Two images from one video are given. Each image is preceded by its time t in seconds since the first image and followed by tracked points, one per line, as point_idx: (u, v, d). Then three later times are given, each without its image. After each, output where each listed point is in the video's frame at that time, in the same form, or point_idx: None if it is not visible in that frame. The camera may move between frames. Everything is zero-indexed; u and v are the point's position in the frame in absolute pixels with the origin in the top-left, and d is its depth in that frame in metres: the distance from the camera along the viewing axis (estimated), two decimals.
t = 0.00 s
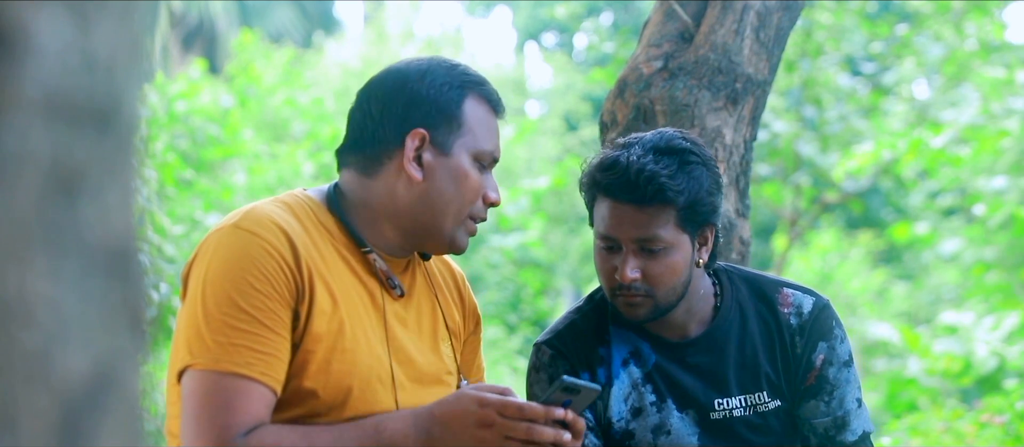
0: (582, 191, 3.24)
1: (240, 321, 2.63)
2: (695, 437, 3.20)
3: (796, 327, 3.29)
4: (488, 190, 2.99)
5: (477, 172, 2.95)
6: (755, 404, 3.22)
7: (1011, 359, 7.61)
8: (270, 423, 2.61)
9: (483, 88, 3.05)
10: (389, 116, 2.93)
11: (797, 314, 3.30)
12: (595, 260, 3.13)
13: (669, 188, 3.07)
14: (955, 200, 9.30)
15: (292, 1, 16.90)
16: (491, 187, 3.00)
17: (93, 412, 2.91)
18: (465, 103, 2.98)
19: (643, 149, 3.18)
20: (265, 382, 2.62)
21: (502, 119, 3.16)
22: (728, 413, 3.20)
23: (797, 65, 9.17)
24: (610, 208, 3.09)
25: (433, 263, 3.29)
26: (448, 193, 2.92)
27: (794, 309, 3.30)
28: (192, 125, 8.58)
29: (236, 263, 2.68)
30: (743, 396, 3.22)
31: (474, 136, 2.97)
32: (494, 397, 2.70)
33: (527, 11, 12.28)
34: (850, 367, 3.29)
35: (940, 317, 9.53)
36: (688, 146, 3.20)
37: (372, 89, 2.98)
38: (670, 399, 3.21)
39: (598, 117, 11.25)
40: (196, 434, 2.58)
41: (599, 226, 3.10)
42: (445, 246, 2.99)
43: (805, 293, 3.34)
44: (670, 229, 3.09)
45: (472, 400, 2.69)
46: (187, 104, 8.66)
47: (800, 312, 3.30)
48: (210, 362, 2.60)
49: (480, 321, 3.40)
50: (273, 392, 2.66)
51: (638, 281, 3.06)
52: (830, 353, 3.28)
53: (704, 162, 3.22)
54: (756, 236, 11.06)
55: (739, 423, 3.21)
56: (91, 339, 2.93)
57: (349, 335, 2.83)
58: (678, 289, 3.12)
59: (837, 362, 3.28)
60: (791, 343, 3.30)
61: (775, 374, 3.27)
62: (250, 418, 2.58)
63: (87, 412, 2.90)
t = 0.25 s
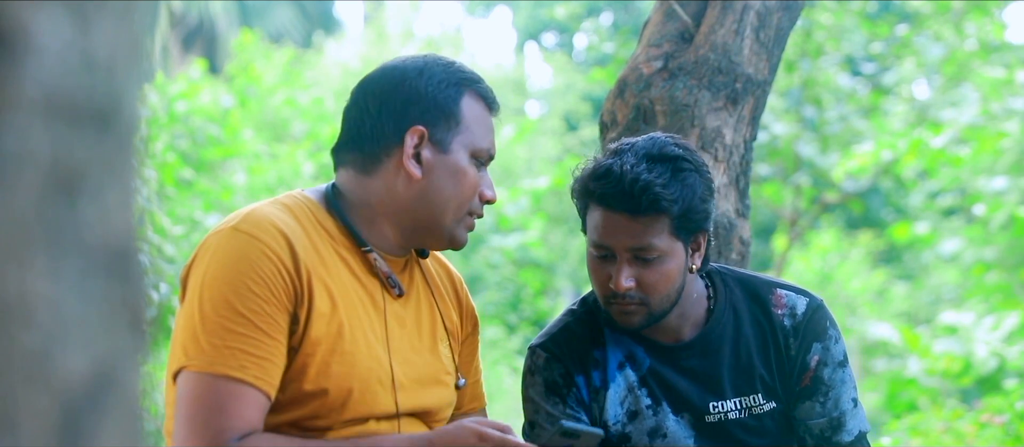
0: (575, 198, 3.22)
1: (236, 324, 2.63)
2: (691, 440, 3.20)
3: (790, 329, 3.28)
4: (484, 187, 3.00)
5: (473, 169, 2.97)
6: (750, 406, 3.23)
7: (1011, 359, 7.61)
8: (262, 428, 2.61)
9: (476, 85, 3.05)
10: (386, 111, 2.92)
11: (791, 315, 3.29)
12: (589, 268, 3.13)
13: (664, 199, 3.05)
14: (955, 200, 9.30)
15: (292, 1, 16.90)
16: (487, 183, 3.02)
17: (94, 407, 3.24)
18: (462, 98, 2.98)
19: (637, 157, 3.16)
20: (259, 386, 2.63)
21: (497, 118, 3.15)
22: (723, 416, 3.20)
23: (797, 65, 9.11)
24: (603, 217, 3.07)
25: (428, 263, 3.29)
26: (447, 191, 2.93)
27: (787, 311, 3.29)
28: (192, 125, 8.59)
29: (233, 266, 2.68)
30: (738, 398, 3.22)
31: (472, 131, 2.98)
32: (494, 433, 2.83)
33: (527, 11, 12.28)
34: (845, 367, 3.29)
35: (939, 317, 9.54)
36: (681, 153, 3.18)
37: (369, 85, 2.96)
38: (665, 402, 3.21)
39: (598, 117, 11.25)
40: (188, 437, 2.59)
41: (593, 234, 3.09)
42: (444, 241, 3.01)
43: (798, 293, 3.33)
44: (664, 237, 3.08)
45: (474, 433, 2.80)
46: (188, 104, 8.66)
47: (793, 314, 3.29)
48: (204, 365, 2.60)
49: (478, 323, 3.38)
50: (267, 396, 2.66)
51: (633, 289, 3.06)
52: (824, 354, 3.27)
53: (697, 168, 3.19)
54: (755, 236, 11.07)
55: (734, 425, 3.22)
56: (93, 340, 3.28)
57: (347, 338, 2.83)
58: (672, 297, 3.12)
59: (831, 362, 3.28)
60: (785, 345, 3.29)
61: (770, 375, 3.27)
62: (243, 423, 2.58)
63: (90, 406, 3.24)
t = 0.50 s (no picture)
0: (573, 200, 3.16)
1: (233, 324, 2.64)
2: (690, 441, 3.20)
3: (788, 329, 3.28)
4: (485, 192, 2.99)
5: (475, 174, 2.96)
6: (748, 408, 3.23)
7: (1011, 359, 7.61)
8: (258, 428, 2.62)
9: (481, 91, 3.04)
10: (388, 115, 2.92)
11: (789, 316, 3.29)
12: (587, 271, 3.08)
13: (664, 203, 3.02)
14: (955, 200, 9.30)
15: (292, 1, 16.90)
16: (488, 188, 3.01)
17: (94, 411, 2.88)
18: (465, 105, 2.97)
19: (636, 160, 3.11)
20: (256, 386, 2.63)
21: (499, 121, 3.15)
22: (722, 417, 3.21)
23: (797, 65, 9.13)
24: (602, 221, 3.02)
25: (427, 263, 3.28)
26: (448, 197, 2.93)
27: (785, 312, 3.29)
28: (192, 125, 8.60)
29: (232, 266, 2.68)
30: (736, 399, 3.22)
31: (475, 137, 2.97)
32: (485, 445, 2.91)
33: (527, 11, 12.28)
34: (843, 368, 3.29)
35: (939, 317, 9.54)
36: (680, 156, 3.13)
37: (373, 86, 2.96)
38: (664, 404, 3.21)
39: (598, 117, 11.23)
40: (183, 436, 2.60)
41: (591, 238, 3.04)
42: (443, 245, 3.00)
43: (796, 294, 3.32)
44: (664, 242, 3.05)
45: None
46: (188, 104, 8.67)
47: (791, 314, 3.29)
48: (201, 364, 2.61)
49: (478, 322, 3.36)
50: (264, 396, 2.66)
51: (632, 293, 3.03)
52: (823, 355, 3.27)
53: (696, 172, 3.15)
54: (755, 236, 11.07)
55: (732, 426, 3.22)
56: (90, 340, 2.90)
57: (346, 338, 2.83)
58: (671, 300, 3.10)
59: (830, 363, 3.27)
60: (783, 346, 3.29)
61: (767, 376, 3.27)
62: (240, 424, 2.59)
63: (87, 412, 2.87)
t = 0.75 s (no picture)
0: (612, 175, 3.17)
1: (245, 321, 2.64)
2: (687, 437, 3.20)
3: (792, 326, 3.29)
4: (490, 198, 2.98)
5: (480, 181, 2.95)
6: (749, 402, 3.23)
7: (1011, 359, 7.61)
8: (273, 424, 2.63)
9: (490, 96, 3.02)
10: (394, 122, 2.91)
11: (794, 313, 3.29)
12: (621, 247, 3.10)
13: (710, 184, 3.05)
14: (955, 200, 9.30)
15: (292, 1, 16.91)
16: (492, 194, 2.99)
17: (94, 411, 2.77)
18: (472, 112, 2.96)
19: (680, 140, 3.12)
20: (269, 383, 2.65)
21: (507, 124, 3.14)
22: (722, 411, 3.21)
23: (797, 65, 9.19)
24: (646, 198, 3.05)
25: (432, 263, 3.28)
26: (454, 204, 2.92)
27: (791, 307, 3.30)
28: (192, 125, 8.62)
29: (242, 264, 2.69)
30: (738, 393, 3.22)
31: (480, 146, 2.95)
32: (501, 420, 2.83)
33: (527, 11, 12.29)
34: (843, 366, 3.32)
35: (939, 317, 9.54)
36: (723, 140, 3.16)
37: (379, 92, 2.95)
38: (666, 398, 3.20)
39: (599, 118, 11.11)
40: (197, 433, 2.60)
41: (632, 214, 3.06)
42: (445, 250, 2.99)
43: (800, 291, 3.33)
44: (705, 223, 3.08)
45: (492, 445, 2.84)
46: (187, 104, 8.68)
47: (797, 311, 3.29)
48: (214, 361, 2.61)
49: (479, 319, 3.37)
50: (276, 393, 2.68)
51: (669, 272, 3.05)
52: (825, 352, 3.29)
53: (736, 158, 3.18)
54: (756, 236, 11.06)
55: (731, 421, 3.22)
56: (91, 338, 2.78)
57: (354, 335, 2.84)
58: (705, 282, 3.13)
59: (832, 361, 3.30)
60: (788, 341, 3.30)
61: (771, 371, 3.27)
62: (253, 420, 2.60)
63: (86, 412, 2.76)
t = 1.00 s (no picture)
0: (652, 151, 3.22)
1: (282, 312, 2.64)
2: (700, 420, 3.19)
3: (798, 325, 3.37)
4: (496, 197, 2.97)
5: (488, 181, 2.93)
6: (756, 393, 3.25)
7: (1011, 359, 7.62)
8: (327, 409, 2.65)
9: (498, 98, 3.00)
10: (399, 125, 2.87)
11: (798, 313, 3.38)
12: (654, 220, 3.12)
13: (749, 162, 3.10)
14: (955, 200, 9.30)
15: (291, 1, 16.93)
16: (499, 194, 2.98)
17: (95, 420, 2.36)
18: (478, 114, 2.94)
19: (723, 121, 3.18)
20: (315, 370, 2.66)
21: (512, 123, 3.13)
22: (734, 397, 3.22)
23: (797, 65, 9.16)
24: (685, 171, 3.10)
25: (439, 263, 3.28)
26: (461, 205, 2.90)
27: (796, 307, 3.38)
28: (192, 125, 8.61)
29: (269, 257, 2.68)
30: (748, 382, 3.24)
31: (486, 147, 2.93)
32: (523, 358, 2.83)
33: (527, 11, 12.30)
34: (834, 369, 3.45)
35: (940, 317, 9.54)
36: (764, 127, 3.21)
37: (382, 96, 2.91)
38: (684, 379, 3.17)
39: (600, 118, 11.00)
40: (255, 426, 2.58)
41: (670, 186, 3.11)
42: (451, 251, 2.97)
43: (801, 293, 3.43)
44: (738, 202, 3.13)
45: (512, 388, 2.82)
46: (187, 104, 8.68)
47: (801, 311, 3.38)
48: (263, 353, 2.61)
49: (480, 321, 3.36)
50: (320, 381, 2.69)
51: (700, 245, 3.07)
52: (824, 354, 3.41)
53: (776, 146, 3.24)
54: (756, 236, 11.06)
55: (741, 408, 3.23)
56: (89, 338, 2.36)
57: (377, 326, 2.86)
58: (733, 264, 3.14)
59: (828, 363, 3.42)
60: (793, 340, 3.37)
61: (778, 366, 3.32)
62: (307, 406, 2.61)
63: (88, 422, 2.35)
